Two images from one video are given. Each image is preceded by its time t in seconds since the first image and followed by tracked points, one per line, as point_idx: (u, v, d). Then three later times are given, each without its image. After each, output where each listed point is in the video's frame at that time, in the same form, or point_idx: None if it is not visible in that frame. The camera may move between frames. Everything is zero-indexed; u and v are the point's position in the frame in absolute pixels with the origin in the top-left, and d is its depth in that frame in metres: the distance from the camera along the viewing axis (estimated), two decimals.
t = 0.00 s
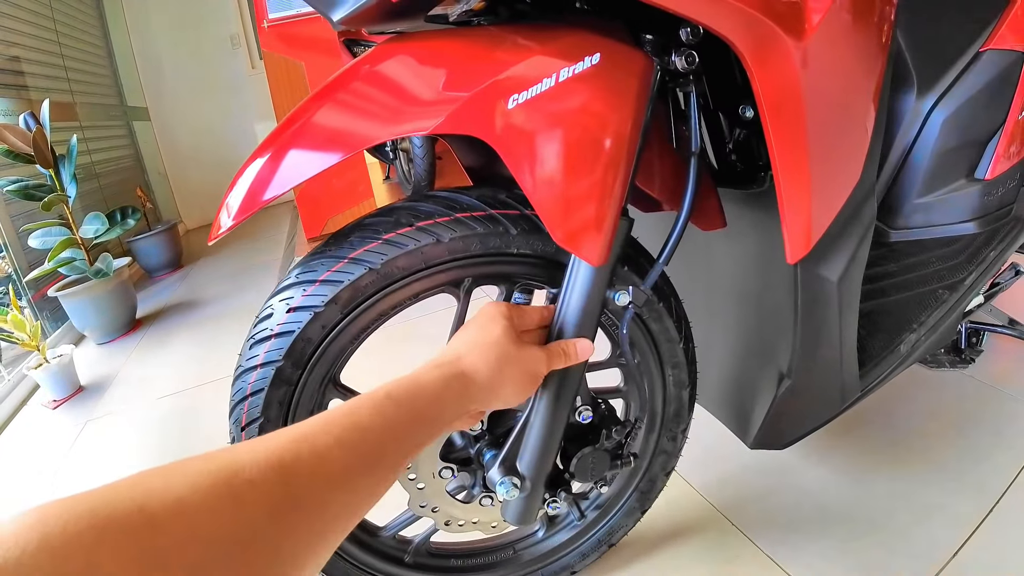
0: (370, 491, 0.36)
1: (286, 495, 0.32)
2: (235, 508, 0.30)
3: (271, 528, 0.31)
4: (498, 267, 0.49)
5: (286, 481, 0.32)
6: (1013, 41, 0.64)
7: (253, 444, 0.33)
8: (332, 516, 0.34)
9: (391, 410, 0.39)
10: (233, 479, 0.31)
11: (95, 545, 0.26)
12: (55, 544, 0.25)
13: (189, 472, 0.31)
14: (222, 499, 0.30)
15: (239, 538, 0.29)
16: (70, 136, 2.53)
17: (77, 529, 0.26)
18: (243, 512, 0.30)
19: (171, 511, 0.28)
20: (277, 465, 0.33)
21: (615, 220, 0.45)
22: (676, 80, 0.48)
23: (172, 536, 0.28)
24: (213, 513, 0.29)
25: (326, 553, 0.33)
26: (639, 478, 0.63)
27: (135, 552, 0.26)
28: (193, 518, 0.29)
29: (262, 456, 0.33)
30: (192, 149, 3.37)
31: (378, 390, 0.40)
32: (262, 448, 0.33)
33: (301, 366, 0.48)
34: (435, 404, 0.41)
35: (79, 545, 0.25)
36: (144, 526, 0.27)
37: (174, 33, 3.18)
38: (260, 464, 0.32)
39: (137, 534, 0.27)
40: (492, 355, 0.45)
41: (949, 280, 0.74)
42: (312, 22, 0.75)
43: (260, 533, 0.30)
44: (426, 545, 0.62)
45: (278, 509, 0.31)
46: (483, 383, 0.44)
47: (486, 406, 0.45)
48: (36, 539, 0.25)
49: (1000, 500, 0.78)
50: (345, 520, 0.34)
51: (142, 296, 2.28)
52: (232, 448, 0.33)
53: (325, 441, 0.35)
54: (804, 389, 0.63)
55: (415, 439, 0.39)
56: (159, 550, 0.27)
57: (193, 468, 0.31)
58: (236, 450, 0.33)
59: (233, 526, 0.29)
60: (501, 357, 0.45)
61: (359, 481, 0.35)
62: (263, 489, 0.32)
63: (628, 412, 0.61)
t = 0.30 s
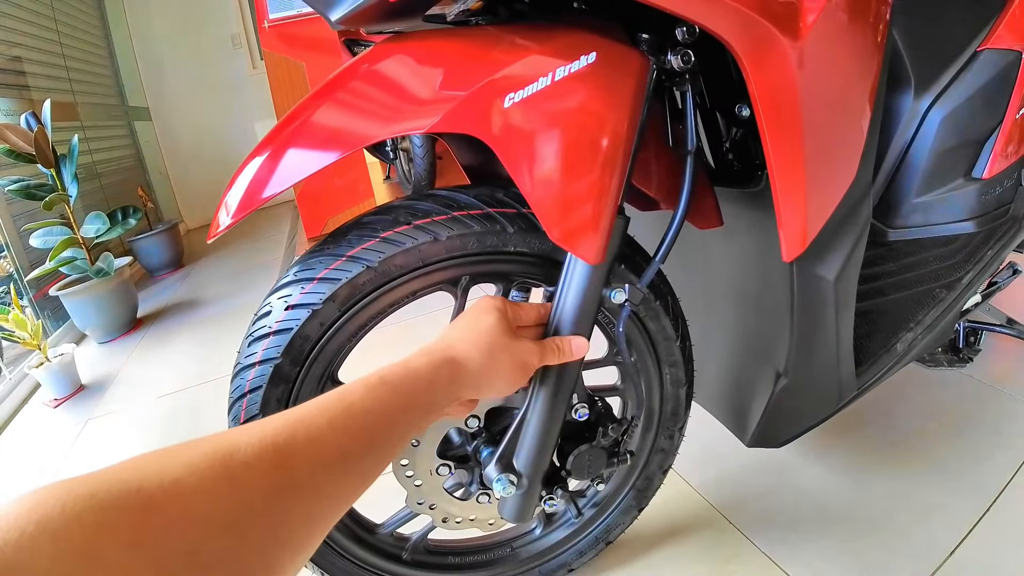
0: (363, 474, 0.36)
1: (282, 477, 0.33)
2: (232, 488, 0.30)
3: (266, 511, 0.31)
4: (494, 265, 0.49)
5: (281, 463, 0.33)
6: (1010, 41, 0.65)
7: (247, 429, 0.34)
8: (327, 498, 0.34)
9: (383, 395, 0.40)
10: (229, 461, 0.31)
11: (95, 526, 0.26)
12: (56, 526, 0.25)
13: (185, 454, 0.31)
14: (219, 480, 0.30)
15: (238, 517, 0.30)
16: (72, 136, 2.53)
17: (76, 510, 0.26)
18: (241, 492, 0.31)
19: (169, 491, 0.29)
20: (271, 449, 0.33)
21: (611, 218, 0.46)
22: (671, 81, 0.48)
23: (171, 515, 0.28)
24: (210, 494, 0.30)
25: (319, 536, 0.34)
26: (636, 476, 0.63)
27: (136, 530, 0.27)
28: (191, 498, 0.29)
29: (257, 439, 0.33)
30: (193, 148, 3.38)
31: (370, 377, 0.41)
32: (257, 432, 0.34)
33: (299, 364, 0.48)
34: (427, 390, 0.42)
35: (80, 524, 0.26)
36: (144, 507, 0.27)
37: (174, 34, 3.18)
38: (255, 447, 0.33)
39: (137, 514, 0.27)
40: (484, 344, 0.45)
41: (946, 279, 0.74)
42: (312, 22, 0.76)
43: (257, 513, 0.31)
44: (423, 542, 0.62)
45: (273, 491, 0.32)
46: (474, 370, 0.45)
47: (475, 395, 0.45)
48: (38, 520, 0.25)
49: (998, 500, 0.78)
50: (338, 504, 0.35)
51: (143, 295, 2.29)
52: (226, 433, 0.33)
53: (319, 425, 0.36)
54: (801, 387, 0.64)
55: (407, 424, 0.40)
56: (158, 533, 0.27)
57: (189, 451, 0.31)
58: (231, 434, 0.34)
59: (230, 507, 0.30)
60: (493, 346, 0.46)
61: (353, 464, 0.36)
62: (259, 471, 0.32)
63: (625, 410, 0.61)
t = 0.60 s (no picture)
0: (350, 465, 0.37)
1: (269, 467, 0.33)
2: (221, 480, 0.31)
3: (254, 501, 0.32)
4: (486, 266, 0.49)
5: (269, 454, 0.34)
6: (1006, 41, 0.65)
7: (234, 421, 0.34)
8: (314, 487, 0.35)
9: (370, 387, 0.40)
10: (217, 453, 0.32)
11: (86, 515, 0.26)
12: (48, 516, 0.26)
13: (174, 447, 0.31)
14: (207, 472, 0.31)
15: (226, 508, 0.30)
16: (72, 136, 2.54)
17: (67, 501, 0.27)
18: (228, 483, 0.31)
19: (159, 483, 0.29)
20: (259, 441, 0.34)
21: (601, 219, 0.46)
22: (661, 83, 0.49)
23: (161, 507, 0.28)
24: (198, 486, 0.30)
25: (306, 527, 0.34)
26: (630, 476, 0.63)
27: (125, 520, 0.27)
28: (180, 489, 0.30)
29: (244, 431, 0.34)
30: (193, 148, 3.39)
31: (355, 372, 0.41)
32: (244, 424, 0.34)
33: (293, 364, 0.48)
34: (413, 384, 0.42)
35: (72, 515, 0.26)
36: (133, 498, 0.28)
37: (174, 34, 3.19)
38: (242, 440, 0.33)
39: (127, 504, 0.28)
40: (472, 340, 0.46)
41: (940, 279, 0.73)
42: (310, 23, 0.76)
43: (244, 504, 0.31)
44: (418, 542, 0.62)
45: (260, 482, 0.32)
46: (460, 365, 0.45)
47: (459, 389, 0.46)
48: (30, 511, 0.25)
49: (992, 500, 0.78)
50: (324, 495, 0.35)
51: (143, 295, 2.29)
52: (214, 425, 0.34)
53: (307, 416, 0.36)
54: (792, 388, 0.64)
55: (395, 415, 0.40)
56: (148, 523, 0.28)
57: (177, 443, 0.32)
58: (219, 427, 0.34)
59: (218, 497, 0.30)
60: (480, 342, 0.46)
61: (340, 454, 0.36)
62: (246, 463, 0.32)
63: (618, 411, 0.61)
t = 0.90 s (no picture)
0: (354, 463, 0.37)
1: (275, 466, 0.33)
2: (226, 478, 0.31)
3: (258, 499, 0.32)
4: (491, 265, 0.49)
5: (273, 453, 0.33)
6: (1009, 41, 0.65)
7: (239, 420, 0.34)
8: (318, 486, 0.35)
9: (374, 386, 0.40)
10: (222, 452, 0.32)
11: (92, 514, 0.26)
12: (54, 514, 0.25)
13: (178, 445, 0.31)
14: (212, 470, 0.31)
15: (230, 506, 0.30)
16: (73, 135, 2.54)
17: (74, 499, 0.26)
18: (232, 482, 0.31)
19: (165, 481, 0.29)
20: (264, 440, 0.34)
21: (607, 218, 0.46)
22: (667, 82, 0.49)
23: (166, 506, 0.28)
24: (203, 484, 0.30)
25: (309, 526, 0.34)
26: (634, 475, 0.63)
27: (130, 518, 0.27)
28: (186, 487, 0.29)
29: (250, 430, 0.34)
30: (194, 148, 3.38)
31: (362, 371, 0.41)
32: (249, 423, 0.34)
33: (298, 363, 0.48)
34: (418, 383, 0.42)
35: (79, 514, 0.26)
36: (139, 496, 0.28)
37: (175, 34, 3.18)
38: (248, 438, 0.33)
39: (133, 502, 0.27)
40: (476, 339, 0.46)
41: (942, 279, 0.73)
42: (312, 22, 0.76)
43: (248, 503, 0.31)
44: (422, 541, 0.62)
45: (264, 481, 0.32)
46: (464, 363, 0.45)
47: (463, 388, 0.46)
48: (37, 509, 0.25)
49: (995, 500, 0.78)
50: (328, 494, 0.35)
51: (144, 294, 2.29)
52: (219, 424, 0.34)
53: (310, 415, 0.36)
54: (797, 387, 0.64)
55: (398, 414, 0.40)
56: (152, 522, 0.27)
57: (181, 442, 0.32)
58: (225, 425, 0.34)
59: (222, 495, 0.30)
60: (486, 342, 0.46)
61: (343, 453, 0.36)
62: (251, 462, 0.32)
63: (623, 410, 0.61)
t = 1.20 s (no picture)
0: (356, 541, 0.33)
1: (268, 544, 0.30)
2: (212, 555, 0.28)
3: None
4: (503, 266, 0.49)
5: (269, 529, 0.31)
6: (1013, 44, 0.64)
7: (239, 489, 0.32)
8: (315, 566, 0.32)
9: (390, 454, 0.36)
10: (212, 526, 0.29)
11: None
12: None
13: (169, 515, 0.29)
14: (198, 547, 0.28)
15: None
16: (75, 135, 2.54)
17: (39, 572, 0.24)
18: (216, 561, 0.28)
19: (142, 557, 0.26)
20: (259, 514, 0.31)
21: (619, 220, 0.47)
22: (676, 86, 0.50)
23: None
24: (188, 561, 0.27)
25: None
26: (641, 475, 0.64)
27: None
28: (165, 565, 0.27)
29: (245, 502, 0.31)
30: (196, 148, 3.39)
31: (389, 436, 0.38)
32: (247, 493, 0.32)
33: (311, 365, 0.49)
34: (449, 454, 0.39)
35: None
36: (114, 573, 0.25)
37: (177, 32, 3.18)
38: (241, 510, 0.31)
39: None
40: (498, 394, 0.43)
41: (946, 280, 0.73)
42: (318, 23, 0.76)
43: None
44: (432, 540, 0.63)
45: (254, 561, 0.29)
46: (496, 428, 0.42)
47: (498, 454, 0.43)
48: None
49: (997, 499, 0.79)
50: None
51: (147, 295, 2.30)
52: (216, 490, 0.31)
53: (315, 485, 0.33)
54: (803, 387, 0.64)
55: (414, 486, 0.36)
56: None
57: (172, 512, 0.29)
58: (239, 486, 0.33)
59: None
60: (517, 402, 0.44)
61: (343, 530, 0.33)
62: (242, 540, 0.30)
63: (631, 409, 0.61)
